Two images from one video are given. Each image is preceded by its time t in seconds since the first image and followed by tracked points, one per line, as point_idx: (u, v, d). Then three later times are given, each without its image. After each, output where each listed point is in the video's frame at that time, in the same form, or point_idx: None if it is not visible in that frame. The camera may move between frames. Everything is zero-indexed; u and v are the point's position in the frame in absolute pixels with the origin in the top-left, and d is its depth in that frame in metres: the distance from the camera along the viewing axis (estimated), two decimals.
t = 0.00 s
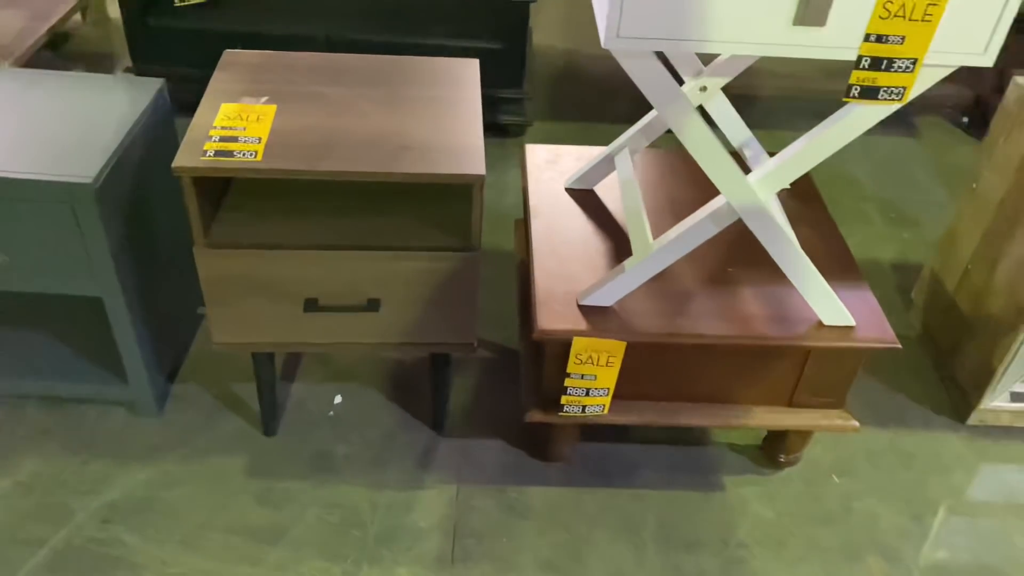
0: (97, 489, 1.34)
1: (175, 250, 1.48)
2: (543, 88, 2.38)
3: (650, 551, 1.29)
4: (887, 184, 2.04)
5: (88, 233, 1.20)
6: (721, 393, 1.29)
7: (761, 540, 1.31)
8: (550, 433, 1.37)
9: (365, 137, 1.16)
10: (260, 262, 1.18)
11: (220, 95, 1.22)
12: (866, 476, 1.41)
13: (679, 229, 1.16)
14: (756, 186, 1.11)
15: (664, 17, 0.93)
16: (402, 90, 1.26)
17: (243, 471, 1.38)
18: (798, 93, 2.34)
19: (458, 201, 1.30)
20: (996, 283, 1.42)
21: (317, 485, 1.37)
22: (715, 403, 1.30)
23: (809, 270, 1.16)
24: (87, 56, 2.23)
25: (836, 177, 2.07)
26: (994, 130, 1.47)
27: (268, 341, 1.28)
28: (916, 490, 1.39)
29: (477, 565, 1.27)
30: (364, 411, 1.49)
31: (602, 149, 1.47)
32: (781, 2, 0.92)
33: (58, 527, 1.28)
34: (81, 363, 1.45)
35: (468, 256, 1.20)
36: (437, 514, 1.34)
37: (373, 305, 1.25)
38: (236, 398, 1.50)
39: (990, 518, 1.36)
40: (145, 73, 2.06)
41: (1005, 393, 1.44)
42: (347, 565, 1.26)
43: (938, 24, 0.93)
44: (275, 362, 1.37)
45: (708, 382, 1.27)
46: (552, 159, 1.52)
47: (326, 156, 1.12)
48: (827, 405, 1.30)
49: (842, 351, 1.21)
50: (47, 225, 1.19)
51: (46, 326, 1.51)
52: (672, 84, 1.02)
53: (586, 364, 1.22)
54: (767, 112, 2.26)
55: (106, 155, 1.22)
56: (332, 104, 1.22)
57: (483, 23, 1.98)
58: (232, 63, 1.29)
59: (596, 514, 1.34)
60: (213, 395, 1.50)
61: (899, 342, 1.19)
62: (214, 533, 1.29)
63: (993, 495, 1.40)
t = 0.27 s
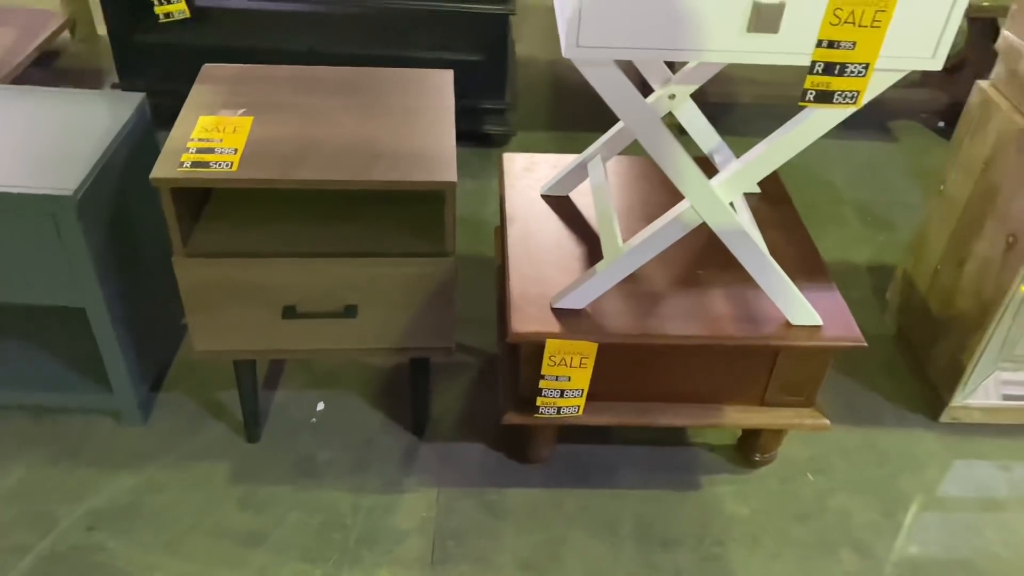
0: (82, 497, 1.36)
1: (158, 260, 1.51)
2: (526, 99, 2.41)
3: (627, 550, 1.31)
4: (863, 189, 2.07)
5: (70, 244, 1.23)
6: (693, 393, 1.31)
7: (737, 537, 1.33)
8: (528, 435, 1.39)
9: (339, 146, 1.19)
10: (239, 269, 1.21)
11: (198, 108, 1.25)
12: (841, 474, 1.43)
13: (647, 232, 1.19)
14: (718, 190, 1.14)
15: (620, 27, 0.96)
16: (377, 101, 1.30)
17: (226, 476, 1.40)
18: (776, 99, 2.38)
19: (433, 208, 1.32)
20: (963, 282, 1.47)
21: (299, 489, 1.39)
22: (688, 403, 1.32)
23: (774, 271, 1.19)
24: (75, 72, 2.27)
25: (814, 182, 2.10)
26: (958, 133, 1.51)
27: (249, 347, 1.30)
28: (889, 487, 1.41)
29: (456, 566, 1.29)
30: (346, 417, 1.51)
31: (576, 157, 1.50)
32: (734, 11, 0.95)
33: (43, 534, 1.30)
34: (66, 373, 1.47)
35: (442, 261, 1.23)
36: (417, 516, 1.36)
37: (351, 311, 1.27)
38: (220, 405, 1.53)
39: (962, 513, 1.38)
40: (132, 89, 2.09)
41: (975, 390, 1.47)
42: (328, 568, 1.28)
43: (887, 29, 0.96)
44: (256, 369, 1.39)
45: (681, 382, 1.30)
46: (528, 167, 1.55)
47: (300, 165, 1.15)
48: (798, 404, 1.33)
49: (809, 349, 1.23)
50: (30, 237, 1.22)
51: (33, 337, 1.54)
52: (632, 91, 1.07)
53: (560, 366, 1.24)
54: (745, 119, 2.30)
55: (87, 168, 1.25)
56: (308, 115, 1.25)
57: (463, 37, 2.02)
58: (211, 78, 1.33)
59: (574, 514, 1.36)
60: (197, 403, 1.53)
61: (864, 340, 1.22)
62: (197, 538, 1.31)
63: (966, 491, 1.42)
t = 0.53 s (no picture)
0: (61, 512, 1.36)
1: (136, 274, 1.52)
2: (505, 110, 2.44)
3: (605, 554, 1.32)
4: (837, 194, 2.10)
5: (45, 260, 1.24)
6: (667, 397, 1.33)
7: (713, 540, 1.34)
8: (506, 442, 1.40)
9: (312, 159, 1.21)
10: (214, 282, 1.22)
11: (172, 123, 1.27)
12: (816, 475, 1.45)
13: (616, 239, 1.21)
14: (683, 196, 1.17)
15: (581, 38, 0.98)
16: (350, 114, 1.32)
17: (205, 489, 1.41)
18: (752, 107, 2.41)
19: (406, 218, 1.34)
20: (932, 284, 1.50)
21: (279, 501, 1.40)
22: (662, 407, 1.34)
23: (741, 275, 1.21)
24: (56, 91, 2.29)
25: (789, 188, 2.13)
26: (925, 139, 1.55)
27: (225, 360, 1.31)
28: (863, 487, 1.43)
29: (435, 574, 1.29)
30: (325, 428, 1.52)
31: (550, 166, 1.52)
32: (691, 21, 0.97)
33: (23, 550, 1.31)
34: (46, 390, 1.48)
35: (415, 270, 1.24)
36: (397, 525, 1.36)
37: (326, 322, 1.28)
38: (200, 419, 1.53)
39: (935, 512, 1.40)
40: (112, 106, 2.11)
41: (947, 390, 1.50)
42: None
43: (842, 37, 0.99)
44: (234, 382, 1.40)
45: (654, 387, 1.31)
46: (503, 177, 1.57)
47: (273, 178, 1.16)
48: (771, 407, 1.35)
49: (779, 352, 1.25)
50: (5, 254, 1.23)
51: (11, 354, 1.54)
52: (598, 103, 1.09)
53: (534, 372, 1.25)
54: (722, 128, 2.32)
55: (62, 184, 1.26)
56: (281, 128, 1.27)
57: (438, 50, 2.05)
58: (185, 94, 1.34)
59: (552, 520, 1.37)
60: (176, 417, 1.53)
61: (832, 341, 1.24)
62: (177, 551, 1.32)
63: (939, 490, 1.44)
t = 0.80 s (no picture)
0: (38, 529, 1.35)
1: (112, 288, 1.52)
2: (484, 122, 2.45)
3: (584, 560, 1.32)
4: (813, 201, 2.13)
5: (19, 275, 1.24)
6: (643, 403, 1.34)
7: (692, 544, 1.35)
8: (485, 451, 1.40)
9: (285, 171, 1.21)
10: (188, 295, 1.22)
11: (146, 137, 1.27)
12: (793, 478, 1.46)
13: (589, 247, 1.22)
14: (654, 204, 1.18)
15: (548, 48, 0.99)
16: (323, 125, 1.33)
17: (184, 503, 1.40)
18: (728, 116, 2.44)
19: (381, 229, 1.35)
20: (904, 287, 1.52)
21: (257, 513, 1.39)
22: (639, 413, 1.35)
23: (714, 281, 1.22)
24: (34, 106, 2.29)
25: (765, 195, 2.15)
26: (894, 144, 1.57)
27: (202, 372, 1.31)
28: (840, 490, 1.44)
29: None
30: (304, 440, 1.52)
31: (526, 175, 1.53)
32: (656, 30, 0.99)
33: None
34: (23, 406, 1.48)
35: (390, 280, 1.24)
36: (376, 535, 1.36)
37: (302, 333, 1.28)
38: (178, 432, 1.53)
39: (911, 513, 1.41)
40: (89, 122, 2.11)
41: (921, 392, 1.51)
42: None
43: (804, 44, 1.00)
44: (212, 395, 1.40)
45: (630, 393, 1.32)
46: (480, 187, 1.58)
47: (246, 190, 1.17)
48: (746, 411, 1.36)
49: (752, 356, 1.26)
50: None
51: None
52: (568, 112, 1.10)
53: (511, 380, 1.26)
54: (700, 136, 2.34)
55: (36, 199, 1.26)
56: (255, 141, 1.28)
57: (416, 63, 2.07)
58: (159, 108, 1.35)
59: (532, 528, 1.37)
60: (154, 431, 1.53)
61: (804, 345, 1.25)
62: (155, 565, 1.31)
63: (914, 491, 1.45)
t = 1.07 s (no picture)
0: (17, 542, 1.34)
1: (92, 299, 1.51)
2: (467, 132, 2.47)
3: (567, 567, 1.32)
4: (793, 208, 2.15)
5: None
6: (625, 408, 1.34)
7: (675, 550, 1.35)
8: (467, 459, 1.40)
9: (265, 180, 1.22)
10: (168, 304, 1.22)
11: (125, 148, 1.27)
12: (775, 483, 1.47)
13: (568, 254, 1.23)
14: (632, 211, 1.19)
15: (524, 55, 1.00)
16: (304, 135, 1.33)
17: (165, 515, 1.40)
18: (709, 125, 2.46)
19: (362, 238, 1.35)
20: (883, 291, 1.54)
21: (239, 524, 1.38)
22: (620, 419, 1.35)
23: (693, 286, 1.23)
24: (15, 119, 2.28)
25: (747, 202, 2.17)
26: (871, 151, 1.59)
27: (183, 382, 1.31)
28: (822, 494, 1.45)
29: None
30: (287, 450, 1.52)
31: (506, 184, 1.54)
32: (631, 38, 1.00)
33: None
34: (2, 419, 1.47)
35: (371, 288, 1.25)
36: (359, 545, 1.36)
37: (283, 342, 1.29)
38: (160, 444, 1.52)
39: (892, 516, 1.42)
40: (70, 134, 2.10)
41: (900, 395, 1.53)
42: None
43: (776, 51, 1.02)
44: (193, 405, 1.40)
45: (612, 398, 1.33)
46: (461, 196, 1.59)
47: (226, 199, 1.17)
48: (727, 415, 1.37)
49: (732, 361, 1.27)
50: None
51: None
52: (545, 121, 1.11)
53: (492, 387, 1.26)
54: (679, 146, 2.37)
55: (14, 211, 1.26)
56: (235, 151, 1.28)
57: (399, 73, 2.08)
58: (139, 119, 1.35)
59: (515, 535, 1.37)
60: (136, 442, 1.52)
61: (783, 349, 1.26)
62: None
63: (895, 494, 1.46)
